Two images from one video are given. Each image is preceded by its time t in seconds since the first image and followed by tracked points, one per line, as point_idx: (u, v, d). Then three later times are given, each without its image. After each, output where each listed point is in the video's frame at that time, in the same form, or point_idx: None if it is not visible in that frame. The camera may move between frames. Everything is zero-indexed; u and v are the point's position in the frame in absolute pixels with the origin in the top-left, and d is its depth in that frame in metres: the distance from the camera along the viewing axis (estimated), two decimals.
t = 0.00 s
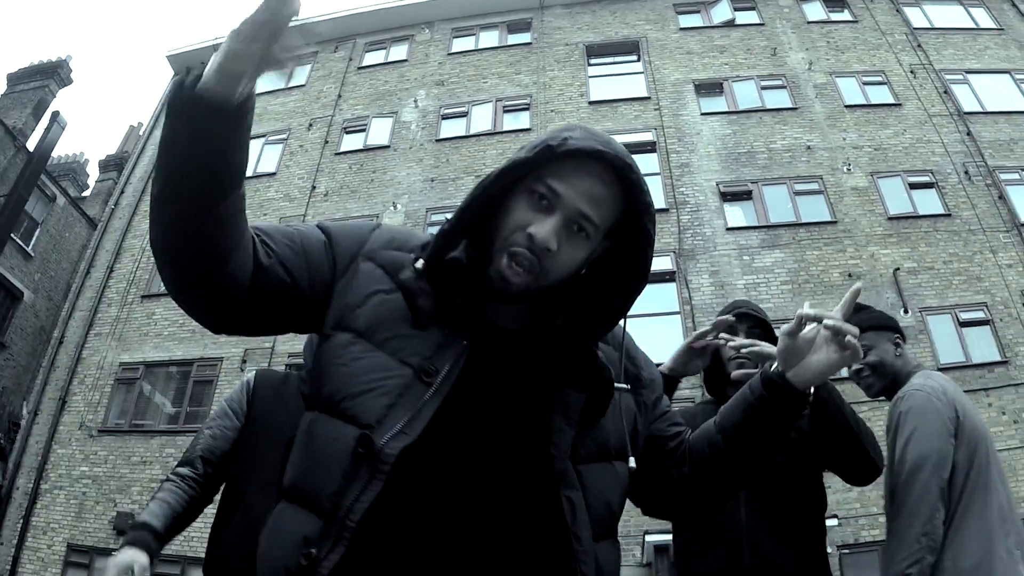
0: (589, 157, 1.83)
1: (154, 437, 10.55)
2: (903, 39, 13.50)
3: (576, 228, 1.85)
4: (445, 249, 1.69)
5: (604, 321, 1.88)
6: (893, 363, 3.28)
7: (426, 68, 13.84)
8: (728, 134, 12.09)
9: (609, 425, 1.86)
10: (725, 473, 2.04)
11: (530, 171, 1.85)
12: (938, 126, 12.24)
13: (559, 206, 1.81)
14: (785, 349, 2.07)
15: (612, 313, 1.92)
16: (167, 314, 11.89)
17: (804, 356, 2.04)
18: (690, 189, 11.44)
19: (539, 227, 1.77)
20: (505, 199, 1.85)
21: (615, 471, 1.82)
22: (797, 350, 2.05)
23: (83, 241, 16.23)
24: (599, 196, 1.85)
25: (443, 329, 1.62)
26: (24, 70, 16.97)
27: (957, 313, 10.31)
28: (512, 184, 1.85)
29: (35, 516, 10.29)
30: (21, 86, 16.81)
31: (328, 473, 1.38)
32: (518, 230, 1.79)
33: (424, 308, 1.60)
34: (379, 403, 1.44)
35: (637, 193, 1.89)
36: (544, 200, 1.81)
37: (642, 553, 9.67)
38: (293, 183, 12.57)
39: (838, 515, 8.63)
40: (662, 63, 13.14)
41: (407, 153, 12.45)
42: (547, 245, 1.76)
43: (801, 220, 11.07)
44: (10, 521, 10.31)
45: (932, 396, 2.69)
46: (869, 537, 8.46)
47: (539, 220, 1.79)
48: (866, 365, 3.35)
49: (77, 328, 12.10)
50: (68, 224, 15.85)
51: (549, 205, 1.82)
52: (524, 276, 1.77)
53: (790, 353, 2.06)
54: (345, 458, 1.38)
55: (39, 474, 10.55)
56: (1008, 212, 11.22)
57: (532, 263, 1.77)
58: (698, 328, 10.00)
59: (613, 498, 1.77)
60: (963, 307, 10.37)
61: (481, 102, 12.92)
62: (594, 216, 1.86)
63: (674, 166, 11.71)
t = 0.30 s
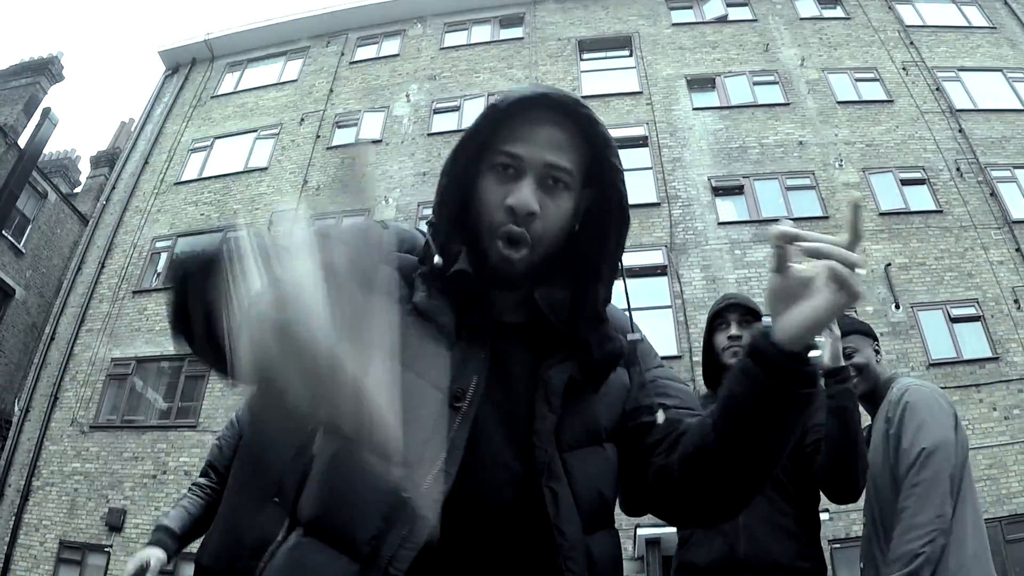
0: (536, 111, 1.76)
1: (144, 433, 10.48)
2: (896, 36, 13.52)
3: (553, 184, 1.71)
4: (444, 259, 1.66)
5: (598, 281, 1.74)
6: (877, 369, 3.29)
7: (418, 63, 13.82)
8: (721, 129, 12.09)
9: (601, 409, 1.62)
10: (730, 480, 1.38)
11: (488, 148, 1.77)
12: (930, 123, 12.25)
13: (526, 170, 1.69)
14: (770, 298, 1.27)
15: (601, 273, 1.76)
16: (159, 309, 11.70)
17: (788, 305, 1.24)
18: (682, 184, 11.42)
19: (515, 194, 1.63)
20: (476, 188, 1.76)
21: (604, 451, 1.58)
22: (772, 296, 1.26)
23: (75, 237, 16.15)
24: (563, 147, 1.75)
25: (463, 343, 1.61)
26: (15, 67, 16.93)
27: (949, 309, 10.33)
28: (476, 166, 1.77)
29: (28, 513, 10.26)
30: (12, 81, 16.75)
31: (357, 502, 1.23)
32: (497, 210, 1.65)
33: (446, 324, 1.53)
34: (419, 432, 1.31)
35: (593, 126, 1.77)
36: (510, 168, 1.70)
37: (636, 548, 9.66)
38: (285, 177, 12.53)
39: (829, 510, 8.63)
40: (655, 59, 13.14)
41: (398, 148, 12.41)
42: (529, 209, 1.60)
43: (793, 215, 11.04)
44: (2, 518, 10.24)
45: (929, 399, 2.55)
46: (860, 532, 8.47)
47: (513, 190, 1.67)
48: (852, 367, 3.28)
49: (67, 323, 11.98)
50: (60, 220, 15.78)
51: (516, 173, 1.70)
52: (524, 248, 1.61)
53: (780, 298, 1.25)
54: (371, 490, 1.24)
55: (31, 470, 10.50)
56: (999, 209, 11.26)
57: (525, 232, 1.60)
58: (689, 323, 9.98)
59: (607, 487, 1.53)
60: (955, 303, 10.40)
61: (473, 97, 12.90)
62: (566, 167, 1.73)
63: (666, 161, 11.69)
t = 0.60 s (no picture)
0: (436, 124, 1.59)
1: (137, 435, 10.50)
2: (889, 41, 13.56)
3: (484, 183, 1.56)
4: (392, 306, 1.52)
5: (545, 266, 1.61)
6: (863, 394, 3.95)
7: (413, 66, 13.81)
8: (714, 134, 12.09)
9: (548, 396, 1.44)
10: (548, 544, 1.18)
11: (413, 187, 1.65)
12: (924, 127, 12.27)
13: (454, 180, 1.55)
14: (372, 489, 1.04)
15: (546, 260, 1.62)
16: (151, 310, 11.64)
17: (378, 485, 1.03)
18: (675, 190, 11.50)
19: (455, 208, 1.52)
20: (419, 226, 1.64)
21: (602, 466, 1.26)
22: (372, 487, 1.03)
23: (69, 237, 16.22)
24: (480, 144, 1.60)
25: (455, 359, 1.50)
26: (8, 66, 16.88)
27: (941, 314, 10.34)
28: (404, 209, 1.64)
29: (20, 513, 10.28)
30: (6, 79, 16.75)
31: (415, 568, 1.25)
32: (445, 232, 1.53)
33: (415, 359, 1.44)
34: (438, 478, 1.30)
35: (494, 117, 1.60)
36: (437, 190, 1.55)
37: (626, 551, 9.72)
38: (280, 180, 12.55)
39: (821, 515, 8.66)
40: (649, 64, 13.14)
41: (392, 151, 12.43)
42: (472, 216, 1.49)
43: (786, 220, 11.08)
44: None
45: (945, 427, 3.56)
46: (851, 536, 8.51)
47: (450, 208, 1.53)
48: (844, 390, 3.91)
49: (60, 324, 11.96)
50: (54, 220, 15.82)
51: (447, 189, 1.56)
52: (481, 253, 1.50)
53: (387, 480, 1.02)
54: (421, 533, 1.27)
55: (22, 471, 10.50)
56: (992, 214, 11.29)
57: (477, 242, 1.50)
58: (682, 328, 9.94)
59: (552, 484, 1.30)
60: (947, 308, 10.42)
61: (467, 101, 12.92)
62: (490, 162, 1.58)
63: (660, 166, 11.77)
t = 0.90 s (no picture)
0: (416, 177, 1.90)
1: (179, 417, 11.86)
2: (845, 73, 15.27)
3: (456, 219, 1.81)
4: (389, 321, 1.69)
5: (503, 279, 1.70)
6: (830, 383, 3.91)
7: (423, 93, 15.39)
8: (690, 154, 13.66)
9: (533, 366, 1.73)
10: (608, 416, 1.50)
11: (398, 227, 1.89)
12: (875, 150, 13.91)
13: (430, 219, 1.81)
14: (392, 417, 1.14)
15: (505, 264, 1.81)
16: (192, 307, 13.17)
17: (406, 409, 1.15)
18: (656, 204, 12.95)
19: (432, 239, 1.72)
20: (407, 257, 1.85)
21: (547, 406, 1.69)
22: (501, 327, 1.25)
23: (118, 242, 18.84)
24: (449, 188, 1.86)
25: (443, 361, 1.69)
26: (68, 90, 19.48)
27: (890, 315, 11.74)
28: (395, 241, 1.88)
29: (74, 486, 11.58)
30: (68, 101, 19.34)
31: (393, 517, 1.66)
32: (427, 261, 1.73)
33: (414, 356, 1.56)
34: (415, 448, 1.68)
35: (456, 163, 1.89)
36: (419, 228, 1.81)
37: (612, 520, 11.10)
38: (305, 193, 14.05)
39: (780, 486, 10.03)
40: (633, 92, 14.75)
41: (405, 168, 13.95)
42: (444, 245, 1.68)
43: (753, 231, 12.60)
44: (53, 490, 11.61)
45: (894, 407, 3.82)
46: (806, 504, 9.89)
47: (429, 242, 1.76)
48: (815, 377, 3.85)
49: (111, 319, 13.51)
50: (105, 228, 18.37)
51: (424, 227, 1.82)
52: (460, 277, 1.69)
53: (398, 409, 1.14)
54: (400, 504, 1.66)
55: (77, 449, 11.86)
56: (935, 226, 12.82)
57: (456, 270, 1.68)
58: (661, 325, 11.46)
59: (550, 440, 1.66)
60: (895, 309, 11.83)
61: (472, 124, 14.46)
62: (458, 202, 1.84)
63: (643, 182, 13.26)
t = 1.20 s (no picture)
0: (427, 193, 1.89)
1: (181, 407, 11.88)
2: (851, 70, 15.26)
3: (469, 235, 1.83)
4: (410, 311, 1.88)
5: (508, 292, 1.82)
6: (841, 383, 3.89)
7: (428, 85, 15.38)
8: (694, 149, 13.65)
9: (537, 345, 1.81)
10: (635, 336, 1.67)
11: (412, 235, 1.92)
12: (879, 147, 13.90)
13: (448, 231, 1.81)
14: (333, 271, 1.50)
15: (511, 281, 1.83)
16: (195, 297, 13.18)
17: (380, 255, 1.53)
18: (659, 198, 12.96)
19: (448, 251, 1.76)
20: (418, 261, 1.91)
21: (545, 378, 1.77)
22: (630, 248, 1.53)
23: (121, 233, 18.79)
24: (463, 205, 1.87)
25: (458, 344, 1.80)
26: (72, 79, 19.50)
27: (893, 312, 11.73)
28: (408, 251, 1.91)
29: (75, 475, 11.61)
30: (72, 91, 19.35)
31: (400, 477, 1.65)
32: (438, 271, 1.78)
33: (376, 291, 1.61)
34: (426, 407, 1.69)
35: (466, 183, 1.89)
36: (432, 242, 1.82)
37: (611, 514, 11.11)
38: (309, 184, 14.05)
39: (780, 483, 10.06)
40: (638, 86, 14.73)
41: (409, 160, 13.94)
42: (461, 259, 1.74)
43: (756, 226, 12.59)
44: (54, 479, 11.63)
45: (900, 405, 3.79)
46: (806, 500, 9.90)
47: (442, 254, 1.78)
48: (825, 377, 3.82)
49: (114, 308, 13.54)
50: (108, 219, 18.38)
51: (439, 240, 1.83)
52: (470, 290, 1.76)
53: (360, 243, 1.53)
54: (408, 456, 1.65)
55: (79, 438, 11.90)
56: (939, 224, 12.79)
57: (467, 281, 1.74)
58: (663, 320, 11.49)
59: (552, 404, 1.73)
60: (898, 306, 11.81)
61: (476, 116, 14.44)
62: (472, 218, 1.85)
63: (646, 177, 13.25)
